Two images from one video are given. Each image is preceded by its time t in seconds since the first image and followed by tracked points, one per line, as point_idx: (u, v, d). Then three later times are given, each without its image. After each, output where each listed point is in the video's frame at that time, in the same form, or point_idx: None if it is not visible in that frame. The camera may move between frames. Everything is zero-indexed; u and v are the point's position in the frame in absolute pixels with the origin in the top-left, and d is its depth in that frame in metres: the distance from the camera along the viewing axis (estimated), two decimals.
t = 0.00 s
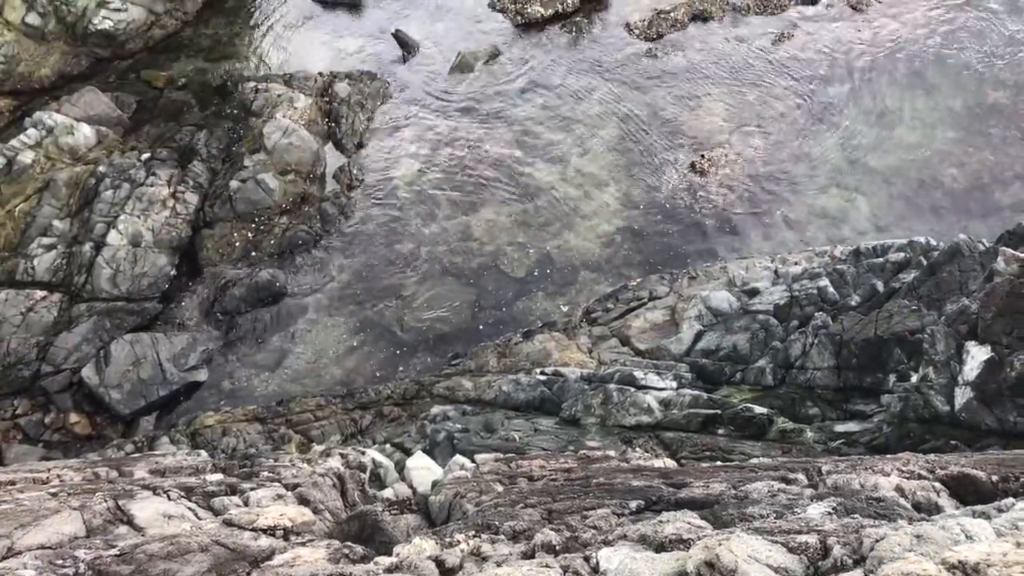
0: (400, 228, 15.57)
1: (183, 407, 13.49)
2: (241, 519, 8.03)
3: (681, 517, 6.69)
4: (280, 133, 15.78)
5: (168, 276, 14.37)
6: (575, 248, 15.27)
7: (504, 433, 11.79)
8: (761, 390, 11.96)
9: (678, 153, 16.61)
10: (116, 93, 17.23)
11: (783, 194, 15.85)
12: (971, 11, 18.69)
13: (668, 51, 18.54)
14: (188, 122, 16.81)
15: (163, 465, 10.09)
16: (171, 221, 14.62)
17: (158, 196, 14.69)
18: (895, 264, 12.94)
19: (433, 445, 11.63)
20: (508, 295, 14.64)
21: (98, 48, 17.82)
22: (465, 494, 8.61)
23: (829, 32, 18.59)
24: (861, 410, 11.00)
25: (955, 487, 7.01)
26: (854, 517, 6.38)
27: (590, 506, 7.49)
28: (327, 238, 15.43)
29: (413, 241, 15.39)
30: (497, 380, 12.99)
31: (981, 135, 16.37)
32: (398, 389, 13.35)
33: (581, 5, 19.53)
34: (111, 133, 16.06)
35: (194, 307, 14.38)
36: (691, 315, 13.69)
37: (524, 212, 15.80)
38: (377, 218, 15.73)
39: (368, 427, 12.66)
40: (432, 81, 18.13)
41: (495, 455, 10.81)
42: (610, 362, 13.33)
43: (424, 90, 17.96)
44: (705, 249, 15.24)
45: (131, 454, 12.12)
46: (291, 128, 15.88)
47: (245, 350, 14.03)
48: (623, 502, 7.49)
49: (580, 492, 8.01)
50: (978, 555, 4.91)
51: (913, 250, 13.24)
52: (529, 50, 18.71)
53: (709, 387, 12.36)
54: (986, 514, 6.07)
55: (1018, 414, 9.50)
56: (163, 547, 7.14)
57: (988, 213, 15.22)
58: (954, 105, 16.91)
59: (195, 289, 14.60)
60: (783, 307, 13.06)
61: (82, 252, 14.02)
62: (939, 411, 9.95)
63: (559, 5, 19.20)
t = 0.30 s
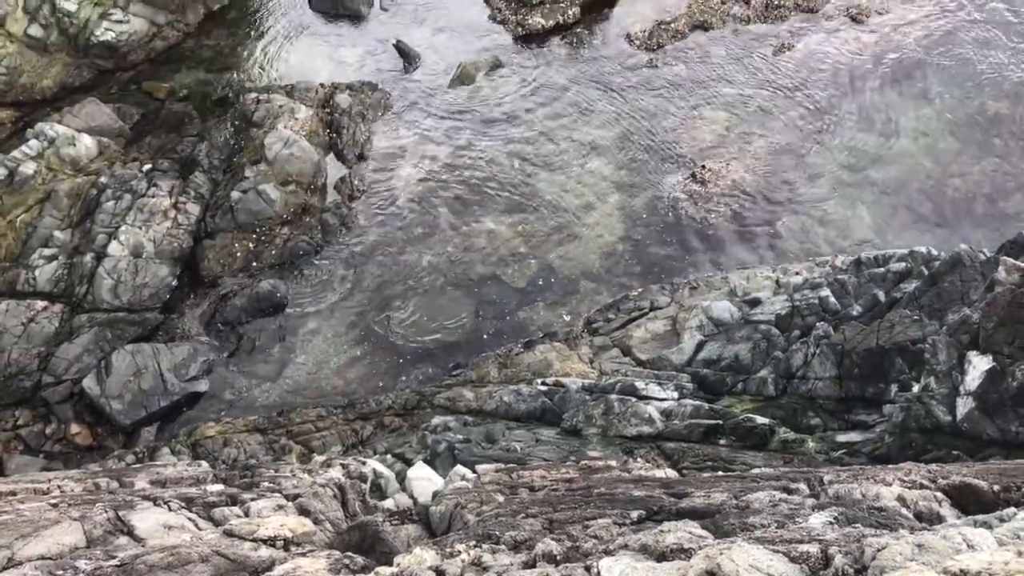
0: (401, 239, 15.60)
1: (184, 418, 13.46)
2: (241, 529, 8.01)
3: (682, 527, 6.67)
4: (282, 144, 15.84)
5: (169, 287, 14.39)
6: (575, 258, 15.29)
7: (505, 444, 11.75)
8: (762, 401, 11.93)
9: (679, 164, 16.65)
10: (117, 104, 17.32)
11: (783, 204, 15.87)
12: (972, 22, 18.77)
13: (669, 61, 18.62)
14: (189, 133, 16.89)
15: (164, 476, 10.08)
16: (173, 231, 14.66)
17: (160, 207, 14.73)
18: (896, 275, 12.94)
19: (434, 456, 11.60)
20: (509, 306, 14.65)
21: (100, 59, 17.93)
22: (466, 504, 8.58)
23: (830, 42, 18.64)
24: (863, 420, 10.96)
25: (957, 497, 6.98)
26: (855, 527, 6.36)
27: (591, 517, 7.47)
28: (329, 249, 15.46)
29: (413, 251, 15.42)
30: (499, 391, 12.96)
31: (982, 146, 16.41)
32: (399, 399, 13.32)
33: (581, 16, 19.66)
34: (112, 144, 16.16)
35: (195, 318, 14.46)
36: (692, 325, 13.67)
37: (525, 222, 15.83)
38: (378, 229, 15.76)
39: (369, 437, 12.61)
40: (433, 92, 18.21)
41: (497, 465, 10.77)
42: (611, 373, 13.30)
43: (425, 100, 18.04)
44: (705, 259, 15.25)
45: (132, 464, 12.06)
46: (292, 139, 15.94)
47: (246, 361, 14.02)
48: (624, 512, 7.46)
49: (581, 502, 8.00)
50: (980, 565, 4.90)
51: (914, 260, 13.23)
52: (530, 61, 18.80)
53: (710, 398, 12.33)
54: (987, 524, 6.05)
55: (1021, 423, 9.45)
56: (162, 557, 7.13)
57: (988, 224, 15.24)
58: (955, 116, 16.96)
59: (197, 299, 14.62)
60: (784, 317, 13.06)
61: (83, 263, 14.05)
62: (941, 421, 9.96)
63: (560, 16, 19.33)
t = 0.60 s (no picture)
0: (403, 253, 15.64)
1: (185, 433, 13.44)
2: (243, 544, 7.99)
3: (684, 542, 6.66)
4: (284, 158, 15.92)
5: (171, 301, 14.43)
6: (576, 272, 15.32)
7: (507, 458, 11.71)
8: (765, 415, 11.90)
9: (680, 178, 16.71)
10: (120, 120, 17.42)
11: (784, 218, 15.91)
12: (971, 37, 18.88)
13: (669, 76, 18.73)
14: (191, 148, 17.01)
15: (166, 490, 10.07)
16: (175, 246, 14.71)
17: (163, 222, 14.79)
18: (897, 288, 12.93)
19: (436, 470, 11.58)
20: (510, 319, 14.67)
21: (104, 75, 18.11)
22: (467, 519, 8.56)
23: (830, 57, 18.75)
24: (865, 434, 10.92)
25: (960, 511, 6.96)
26: (858, 541, 6.34)
27: (593, 532, 7.45)
28: (330, 263, 15.50)
29: (415, 265, 15.46)
30: (500, 405, 12.91)
31: (983, 160, 16.45)
32: (400, 414, 13.30)
33: (582, 31, 19.84)
34: (115, 159, 16.27)
35: (197, 332, 14.49)
36: (694, 339, 13.64)
37: (526, 236, 15.88)
38: (380, 243, 15.81)
39: (370, 452, 12.56)
40: (434, 107, 18.32)
41: (499, 480, 10.73)
42: (613, 387, 13.22)
43: (426, 115, 18.16)
44: (707, 273, 15.27)
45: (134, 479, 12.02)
46: (295, 153, 16.03)
47: (248, 375, 14.02)
48: (626, 527, 7.44)
49: (583, 517, 7.98)
50: None
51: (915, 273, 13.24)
52: (531, 76, 18.93)
53: (712, 412, 12.29)
54: (990, 538, 6.03)
55: None
56: (164, 571, 7.11)
57: (990, 237, 15.24)
58: (956, 129, 17.02)
59: (199, 314, 14.66)
60: (786, 331, 13.07)
61: (86, 277, 14.09)
62: (943, 436, 9.91)
63: (561, 32, 19.49)
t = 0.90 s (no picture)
0: (401, 286, 15.69)
1: (181, 466, 13.33)
2: None
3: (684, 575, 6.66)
4: (283, 192, 16.00)
5: (168, 334, 14.46)
6: (574, 305, 15.37)
7: (505, 492, 11.62)
8: (762, 449, 11.87)
9: (677, 212, 16.84)
10: (118, 155, 17.51)
11: (781, 253, 16.00)
12: (965, 73, 19.17)
13: (666, 112, 18.97)
14: (190, 182, 17.17)
15: (160, 524, 9.97)
16: (173, 279, 14.76)
17: (161, 255, 14.85)
18: (895, 321, 12.94)
19: (433, 504, 11.49)
20: (508, 353, 14.68)
21: (105, 109, 18.34)
22: (465, 553, 8.47)
23: (824, 93, 19.03)
24: (863, 467, 10.89)
25: (958, 544, 6.93)
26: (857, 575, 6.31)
27: (591, 565, 7.39)
28: (329, 296, 15.53)
29: (413, 298, 15.50)
30: (498, 439, 12.82)
31: (978, 195, 16.63)
32: (397, 447, 13.21)
33: (579, 68, 20.12)
34: (115, 193, 16.41)
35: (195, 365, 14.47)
36: (692, 372, 13.61)
37: (524, 269, 15.95)
38: (379, 277, 15.84)
39: (367, 486, 12.45)
40: (433, 142, 18.52)
41: (497, 514, 10.63)
42: (610, 421, 13.12)
43: (424, 149, 18.37)
44: (704, 306, 15.32)
45: (129, 513, 11.87)
46: (294, 186, 16.11)
47: (245, 408, 13.97)
48: (625, 560, 7.40)
49: (581, 550, 7.92)
50: None
51: (913, 306, 13.30)
52: (529, 111, 19.18)
53: (710, 446, 12.23)
54: (990, 572, 6.00)
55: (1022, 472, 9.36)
56: None
57: (986, 271, 15.36)
58: (950, 165, 17.25)
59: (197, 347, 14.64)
60: (783, 364, 13.07)
61: (83, 309, 14.13)
62: (942, 469, 9.88)
63: (558, 68, 19.77)
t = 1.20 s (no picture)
0: (396, 342, 15.70)
1: (172, 526, 13.03)
2: None
3: None
4: (279, 248, 16.11)
5: (161, 391, 14.46)
6: (569, 362, 15.38)
7: (500, 553, 11.43)
8: (760, 508, 11.72)
9: (671, 269, 17.01)
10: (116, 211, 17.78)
11: (774, 310, 16.11)
12: (953, 133, 19.60)
13: (659, 170, 19.33)
14: (186, 239, 17.36)
15: None
16: (166, 335, 14.80)
17: (155, 310, 14.93)
18: (891, 378, 12.92)
19: (426, 564, 11.31)
20: (503, 410, 14.62)
21: (101, 166, 18.70)
22: None
23: (813, 152, 19.45)
24: (862, 526, 10.77)
25: None
26: None
27: None
28: (323, 352, 15.52)
29: (407, 354, 15.50)
30: (492, 498, 12.62)
31: (969, 253, 16.87)
32: (390, 507, 13.02)
33: (573, 126, 20.52)
34: (110, 250, 16.53)
35: (186, 422, 14.34)
36: (687, 430, 13.54)
37: (519, 325, 16.01)
38: (375, 333, 15.87)
39: (359, 546, 12.25)
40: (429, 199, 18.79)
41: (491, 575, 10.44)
42: (605, 480, 12.99)
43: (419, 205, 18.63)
44: (699, 363, 15.35)
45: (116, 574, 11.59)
46: (289, 243, 16.21)
47: (237, 467, 13.77)
48: None
49: None
50: None
51: (907, 364, 13.36)
52: (523, 169, 19.53)
53: (708, 505, 12.03)
54: None
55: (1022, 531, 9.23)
56: None
57: (980, 328, 15.48)
58: (939, 223, 17.55)
59: (189, 405, 14.60)
60: (780, 422, 12.99)
61: (76, 366, 14.05)
62: (941, 528, 9.81)
63: (552, 126, 20.17)
